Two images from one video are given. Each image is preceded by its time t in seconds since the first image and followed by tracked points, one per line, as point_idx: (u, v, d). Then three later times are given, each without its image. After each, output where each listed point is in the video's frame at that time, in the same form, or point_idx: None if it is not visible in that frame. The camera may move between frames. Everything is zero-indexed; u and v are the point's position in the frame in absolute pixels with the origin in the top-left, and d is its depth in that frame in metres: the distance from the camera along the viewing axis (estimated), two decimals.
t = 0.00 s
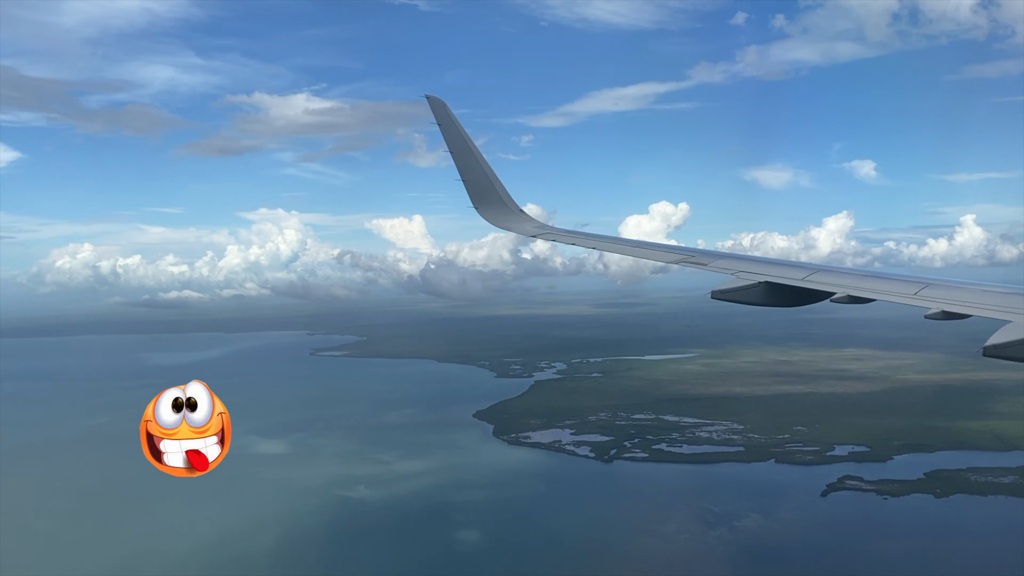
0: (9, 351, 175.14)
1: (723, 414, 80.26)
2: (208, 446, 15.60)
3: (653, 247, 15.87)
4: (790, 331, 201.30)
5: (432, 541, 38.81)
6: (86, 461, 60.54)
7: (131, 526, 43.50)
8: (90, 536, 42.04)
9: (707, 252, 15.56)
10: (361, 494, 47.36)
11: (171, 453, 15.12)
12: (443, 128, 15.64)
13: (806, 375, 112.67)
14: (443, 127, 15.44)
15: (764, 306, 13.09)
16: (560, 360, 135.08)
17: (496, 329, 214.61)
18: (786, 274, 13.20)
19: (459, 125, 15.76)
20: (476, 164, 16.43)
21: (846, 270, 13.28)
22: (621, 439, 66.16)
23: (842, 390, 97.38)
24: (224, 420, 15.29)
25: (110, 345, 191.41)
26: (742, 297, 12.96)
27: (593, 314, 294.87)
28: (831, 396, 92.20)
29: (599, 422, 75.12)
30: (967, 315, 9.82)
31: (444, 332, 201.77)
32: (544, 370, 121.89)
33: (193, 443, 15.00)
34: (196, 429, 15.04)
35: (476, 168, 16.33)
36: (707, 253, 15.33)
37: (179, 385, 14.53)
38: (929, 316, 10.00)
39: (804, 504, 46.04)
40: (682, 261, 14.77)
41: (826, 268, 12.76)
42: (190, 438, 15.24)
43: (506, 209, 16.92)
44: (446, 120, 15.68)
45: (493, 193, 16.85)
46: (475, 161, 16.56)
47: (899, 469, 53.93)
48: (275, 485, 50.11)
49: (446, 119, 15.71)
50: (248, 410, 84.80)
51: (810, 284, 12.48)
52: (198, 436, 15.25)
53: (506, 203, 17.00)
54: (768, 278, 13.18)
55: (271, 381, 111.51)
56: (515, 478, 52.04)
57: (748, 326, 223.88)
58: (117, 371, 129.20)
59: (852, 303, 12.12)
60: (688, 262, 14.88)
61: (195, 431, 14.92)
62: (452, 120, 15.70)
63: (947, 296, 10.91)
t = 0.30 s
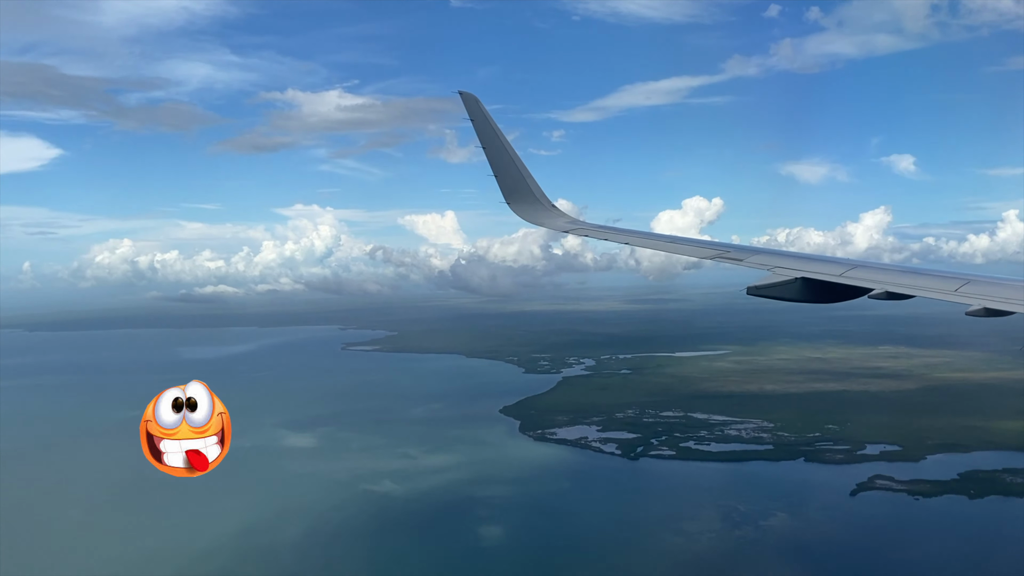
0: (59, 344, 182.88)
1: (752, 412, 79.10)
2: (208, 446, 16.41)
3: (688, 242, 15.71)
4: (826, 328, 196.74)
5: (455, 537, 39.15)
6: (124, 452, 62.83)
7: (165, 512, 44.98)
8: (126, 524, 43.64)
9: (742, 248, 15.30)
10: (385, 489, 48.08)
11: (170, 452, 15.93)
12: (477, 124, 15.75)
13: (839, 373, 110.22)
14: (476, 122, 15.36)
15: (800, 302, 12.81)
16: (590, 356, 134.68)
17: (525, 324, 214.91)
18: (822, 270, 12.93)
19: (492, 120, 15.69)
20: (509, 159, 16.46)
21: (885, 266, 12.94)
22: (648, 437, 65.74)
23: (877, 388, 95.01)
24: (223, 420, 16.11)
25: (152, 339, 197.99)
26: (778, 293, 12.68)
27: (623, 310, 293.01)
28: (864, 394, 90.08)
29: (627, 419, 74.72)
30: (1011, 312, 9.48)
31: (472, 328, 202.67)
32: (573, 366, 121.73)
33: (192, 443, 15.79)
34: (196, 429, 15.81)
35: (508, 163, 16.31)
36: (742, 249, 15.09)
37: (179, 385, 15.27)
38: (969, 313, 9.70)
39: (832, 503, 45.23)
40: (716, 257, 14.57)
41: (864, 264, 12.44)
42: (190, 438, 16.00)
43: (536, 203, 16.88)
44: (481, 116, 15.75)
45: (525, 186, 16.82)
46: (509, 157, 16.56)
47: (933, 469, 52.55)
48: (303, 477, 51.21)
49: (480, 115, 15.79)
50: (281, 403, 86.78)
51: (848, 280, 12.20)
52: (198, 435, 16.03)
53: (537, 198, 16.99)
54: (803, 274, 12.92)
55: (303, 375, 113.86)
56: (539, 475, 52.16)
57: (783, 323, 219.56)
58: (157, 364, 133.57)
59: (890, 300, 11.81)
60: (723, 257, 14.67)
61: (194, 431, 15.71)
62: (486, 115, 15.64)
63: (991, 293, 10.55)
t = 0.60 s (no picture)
0: (103, 336, 189.70)
1: (782, 409, 77.81)
2: (209, 446, 16.82)
3: (721, 236, 15.38)
4: (863, 324, 191.46)
5: (479, 531, 39.39)
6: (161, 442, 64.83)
7: (198, 499, 46.28)
8: (161, 509, 45.02)
9: (777, 242, 14.95)
10: (411, 482, 48.59)
11: (170, 453, 16.34)
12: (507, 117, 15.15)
13: (873, 370, 107.67)
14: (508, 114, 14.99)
15: (835, 296, 12.39)
16: (619, 352, 133.83)
17: (553, 319, 214.58)
18: (859, 264, 12.53)
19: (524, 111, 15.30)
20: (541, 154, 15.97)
21: (925, 261, 12.51)
22: (676, 433, 65.04)
23: (913, 385, 92.55)
24: (224, 418, 16.58)
25: (190, 331, 203.75)
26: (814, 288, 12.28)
27: (653, 305, 289.82)
28: (899, 391, 87.83)
29: (655, 414, 74.16)
30: None
31: (500, 323, 202.84)
32: (602, 361, 121.12)
33: (192, 442, 16.17)
34: (197, 428, 16.19)
35: (540, 157, 15.87)
36: (776, 242, 14.75)
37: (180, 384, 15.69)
38: (1013, 309, 9.27)
39: (863, 502, 44.31)
40: (752, 251, 14.21)
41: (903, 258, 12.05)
42: (191, 438, 16.43)
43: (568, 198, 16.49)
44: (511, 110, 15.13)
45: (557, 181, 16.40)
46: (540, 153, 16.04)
47: (969, 469, 51.07)
48: (331, 470, 52.07)
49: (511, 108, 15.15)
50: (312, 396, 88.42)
51: (886, 275, 11.77)
52: (199, 435, 16.44)
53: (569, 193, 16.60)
54: (840, 268, 12.51)
55: (334, 368, 115.80)
56: (564, 470, 52.17)
57: (818, 319, 214.44)
58: (194, 356, 137.36)
59: (930, 295, 11.37)
60: (758, 252, 14.32)
61: (194, 432, 16.08)
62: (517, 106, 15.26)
63: None
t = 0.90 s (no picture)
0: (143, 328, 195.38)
1: (812, 404, 76.38)
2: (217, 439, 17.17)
3: (754, 228, 14.73)
4: (900, 318, 186.11)
5: (502, 524, 39.63)
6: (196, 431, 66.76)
7: (230, 488, 47.57)
8: (194, 495, 46.43)
9: (813, 234, 14.25)
10: (435, 474, 49.12)
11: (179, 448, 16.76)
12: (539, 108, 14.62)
13: (909, 365, 104.87)
14: (538, 104, 14.53)
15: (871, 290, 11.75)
16: (648, 345, 132.83)
17: (581, 312, 213.83)
18: (898, 256, 11.90)
19: (555, 99, 14.81)
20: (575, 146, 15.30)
21: (969, 254, 11.85)
22: (704, 428, 64.35)
23: (950, 380, 89.91)
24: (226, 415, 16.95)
25: (226, 323, 208.55)
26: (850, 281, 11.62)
27: (684, 298, 286.34)
28: (936, 386, 85.42)
29: (683, 409, 73.51)
30: None
31: (528, 316, 202.94)
32: (631, 354, 120.39)
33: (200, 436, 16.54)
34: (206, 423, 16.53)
35: (573, 147, 15.28)
36: (812, 234, 14.07)
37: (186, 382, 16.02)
38: None
39: (893, 499, 43.36)
40: (787, 243, 13.54)
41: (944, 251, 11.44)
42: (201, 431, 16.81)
43: (603, 190, 15.74)
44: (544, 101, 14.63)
45: (591, 173, 15.74)
46: (574, 146, 15.37)
47: (1006, 467, 49.50)
48: (358, 461, 52.97)
49: (543, 99, 14.64)
50: (342, 388, 90.08)
51: (927, 268, 11.14)
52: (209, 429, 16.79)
53: (604, 186, 15.87)
54: (878, 260, 11.86)
55: (364, 360, 117.58)
56: (589, 464, 52.12)
57: (853, 313, 209.23)
58: (229, 348, 140.95)
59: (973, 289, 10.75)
60: (793, 244, 13.66)
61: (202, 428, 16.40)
62: (548, 95, 14.81)
63: None
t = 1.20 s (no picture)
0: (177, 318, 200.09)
1: (841, 397, 74.97)
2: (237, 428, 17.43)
3: (788, 218, 14.11)
4: (937, 310, 181.19)
5: (525, 516, 39.79)
6: (229, 420, 68.55)
7: (258, 477, 48.57)
8: (224, 484, 47.48)
9: (848, 224, 13.63)
10: (460, 465, 49.58)
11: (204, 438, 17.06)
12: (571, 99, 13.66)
13: (943, 357, 102.18)
14: (570, 95, 13.58)
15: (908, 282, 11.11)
16: (676, 337, 131.63)
17: (609, 304, 212.84)
18: (935, 246, 11.37)
19: (587, 88, 13.85)
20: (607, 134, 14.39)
21: (1013, 246, 11.30)
22: (731, 421, 63.64)
23: (985, 373, 87.38)
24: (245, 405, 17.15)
25: (257, 314, 212.41)
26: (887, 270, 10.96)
27: (713, 289, 282.74)
28: (970, 379, 83.13)
29: (710, 401, 72.75)
30: None
31: (554, 307, 202.53)
32: (659, 346, 119.44)
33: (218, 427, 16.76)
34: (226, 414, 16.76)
35: (605, 138, 14.46)
36: (847, 225, 13.47)
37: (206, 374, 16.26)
38: None
39: (922, 494, 42.44)
40: (822, 233, 12.92)
41: (984, 241, 10.91)
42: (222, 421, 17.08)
43: (636, 181, 15.01)
44: (576, 91, 13.67)
45: (623, 164, 14.97)
46: (605, 135, 14.54)
47: None
48: (384, 451, 53.65)
49: (575, 89, 13.68)
50: (370, 378, 91.46)
51: (966, 259, 10.60)
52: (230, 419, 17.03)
53: (636, 175, 15.12)
54: (916, 250, 11.24)
55: (392, 350, 119.09)
56: (612, 456, 52.00)
57: (887, 304, 204.41)
58: (261, 338, 144.11)
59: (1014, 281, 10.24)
60: (828, 234, 13.05)
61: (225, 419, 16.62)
62: (579, 84, 13.81)
63: None
